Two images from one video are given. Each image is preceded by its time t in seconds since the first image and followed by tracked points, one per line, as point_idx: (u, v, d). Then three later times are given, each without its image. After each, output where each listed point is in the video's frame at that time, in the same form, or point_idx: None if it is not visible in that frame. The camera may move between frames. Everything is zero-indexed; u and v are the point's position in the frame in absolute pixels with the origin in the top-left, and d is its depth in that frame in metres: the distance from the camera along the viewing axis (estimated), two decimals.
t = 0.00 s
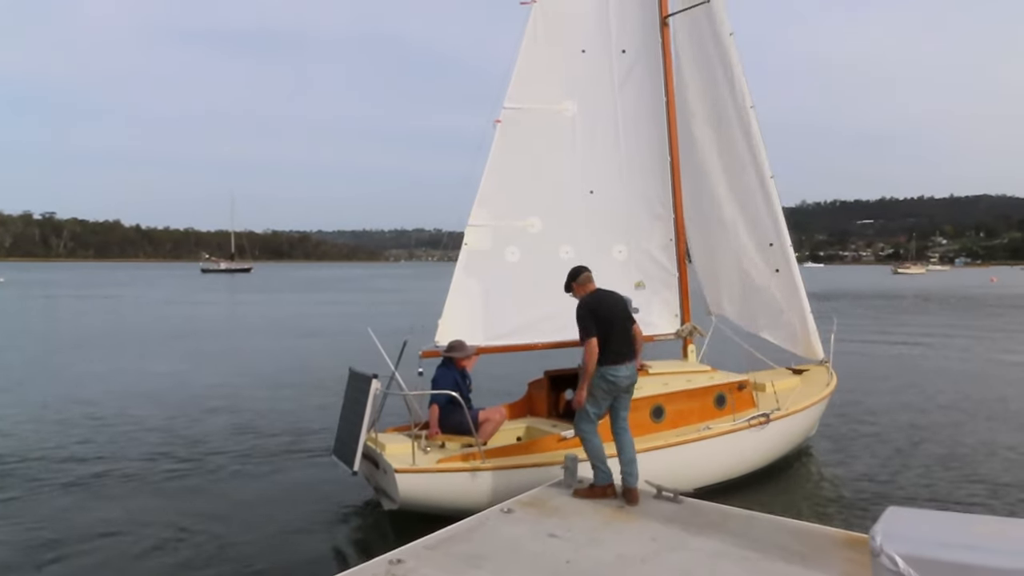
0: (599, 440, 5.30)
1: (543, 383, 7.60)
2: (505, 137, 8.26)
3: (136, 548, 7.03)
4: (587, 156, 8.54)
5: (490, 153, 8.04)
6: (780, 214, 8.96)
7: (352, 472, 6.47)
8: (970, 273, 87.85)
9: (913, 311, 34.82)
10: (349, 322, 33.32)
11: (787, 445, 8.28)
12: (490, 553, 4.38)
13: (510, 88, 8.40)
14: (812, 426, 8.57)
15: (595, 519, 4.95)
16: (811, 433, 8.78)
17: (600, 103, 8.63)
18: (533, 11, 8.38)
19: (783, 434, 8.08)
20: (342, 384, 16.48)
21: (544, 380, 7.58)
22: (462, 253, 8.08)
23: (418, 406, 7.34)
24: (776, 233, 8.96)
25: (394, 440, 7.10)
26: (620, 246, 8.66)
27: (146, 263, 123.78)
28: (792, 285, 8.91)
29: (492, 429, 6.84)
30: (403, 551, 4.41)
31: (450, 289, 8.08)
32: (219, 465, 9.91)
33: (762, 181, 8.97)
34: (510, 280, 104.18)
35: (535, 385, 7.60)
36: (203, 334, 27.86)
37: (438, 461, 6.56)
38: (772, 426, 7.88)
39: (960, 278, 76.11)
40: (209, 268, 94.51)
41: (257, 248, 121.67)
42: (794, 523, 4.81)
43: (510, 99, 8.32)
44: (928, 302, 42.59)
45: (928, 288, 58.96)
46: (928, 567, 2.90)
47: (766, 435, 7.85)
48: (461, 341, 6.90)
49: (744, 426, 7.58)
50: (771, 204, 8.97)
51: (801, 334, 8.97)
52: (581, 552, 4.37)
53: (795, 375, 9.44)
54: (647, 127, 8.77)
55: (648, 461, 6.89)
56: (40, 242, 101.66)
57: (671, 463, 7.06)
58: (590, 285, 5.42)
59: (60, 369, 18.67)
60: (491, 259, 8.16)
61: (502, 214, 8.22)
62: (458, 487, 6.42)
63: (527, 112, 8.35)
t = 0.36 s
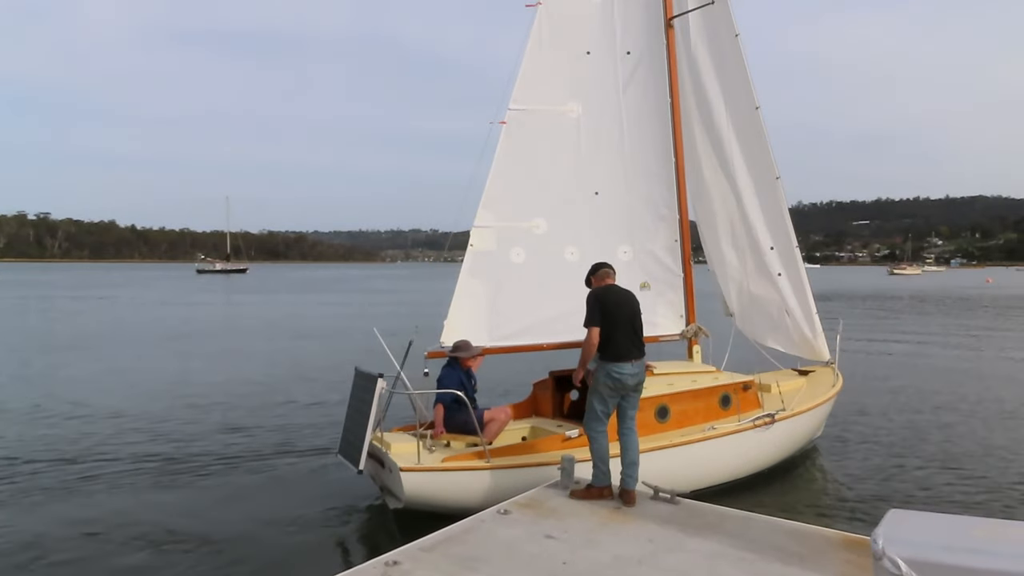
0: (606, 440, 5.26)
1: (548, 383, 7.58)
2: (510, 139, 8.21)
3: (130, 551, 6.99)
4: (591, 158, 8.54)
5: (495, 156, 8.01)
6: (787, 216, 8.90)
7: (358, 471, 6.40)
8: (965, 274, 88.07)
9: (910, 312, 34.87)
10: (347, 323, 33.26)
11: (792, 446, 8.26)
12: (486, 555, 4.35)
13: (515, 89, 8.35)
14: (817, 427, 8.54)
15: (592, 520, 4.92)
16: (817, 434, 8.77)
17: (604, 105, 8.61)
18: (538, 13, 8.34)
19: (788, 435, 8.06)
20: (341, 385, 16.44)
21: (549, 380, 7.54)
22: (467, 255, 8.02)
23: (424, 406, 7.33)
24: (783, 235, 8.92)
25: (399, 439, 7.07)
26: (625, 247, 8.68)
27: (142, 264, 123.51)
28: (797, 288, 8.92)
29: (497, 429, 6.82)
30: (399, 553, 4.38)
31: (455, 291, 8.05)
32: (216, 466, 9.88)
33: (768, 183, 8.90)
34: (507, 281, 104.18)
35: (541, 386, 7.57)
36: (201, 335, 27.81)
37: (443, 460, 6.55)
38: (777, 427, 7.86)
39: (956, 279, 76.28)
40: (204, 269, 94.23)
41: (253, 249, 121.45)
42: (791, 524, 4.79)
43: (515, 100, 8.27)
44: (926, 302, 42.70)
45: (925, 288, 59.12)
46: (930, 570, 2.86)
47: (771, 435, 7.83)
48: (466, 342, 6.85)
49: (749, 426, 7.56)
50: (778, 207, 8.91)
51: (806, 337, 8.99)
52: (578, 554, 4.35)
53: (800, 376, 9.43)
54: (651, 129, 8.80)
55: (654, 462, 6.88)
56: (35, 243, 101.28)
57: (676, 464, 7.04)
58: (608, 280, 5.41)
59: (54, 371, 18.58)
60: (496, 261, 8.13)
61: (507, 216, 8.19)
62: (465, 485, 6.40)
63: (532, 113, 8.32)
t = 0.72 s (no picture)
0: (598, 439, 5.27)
1: (552, 383, 7.58)
2: (515, 139, 8.20)
3: (125, 552, 6.96)
4: (597, 158, 8.54)
5: (501, 158, 8.00)
6: (792, 217, 8.99)
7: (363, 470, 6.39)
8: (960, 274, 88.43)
9: (905, 313, 34.97)
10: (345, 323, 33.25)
11: (796, 446, 8.27)
12: (482, 556, 4.34)
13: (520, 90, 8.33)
14: (821, 427, 8.55)
15: (588, 520, 4.92)
16: (821, 435, 8.78)
17: (610, 107, 8.64)
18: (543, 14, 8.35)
19: (793, 435, 8.07)
20: (340, 385, 16.43)
21: (554, 380, 7.53)
22: (473, 255, 8.00)
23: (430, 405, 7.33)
24: (787, 236, 8.99)
25: (404, 439, 7.11)
26: (629, 247, 8.70)
27: (137, 264, 123.17)
28: (802, 288, 8.93)
29: (502, 429, 6.88)
30: (395, 554, 4.37)
31: (461, 291, 8.04)
32: (213, 467, 9.86)
33: (773, 183, 8.98)
34: (504, 281, 104.24)
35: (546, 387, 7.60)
36: (199, 335, 27.79)
37: (449, 459, 6.55)
38: (782, 427, 7.87)
39: (950, 280, 76.60)
40: (199, 269, 93.93)
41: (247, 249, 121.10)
42: (787, 524, 4.79)
43: (521, 101, 8.26)
44: (922, 303, 42.89)
45: (921, 289, 59.36)
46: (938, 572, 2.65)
47: (776, 436, 7.84)
48: (471, 342, 6.79)
49: (754, 426, 7.57)
50: (783, 207, 8.98)
51: (813, 336, 8.97)
52: (573, 554, 4.34)
53: (805, 377, 9.43)
54: (656, 130, 8.83)
55: (660, 462, 6.88)
56: (28, 243, 100.81)
57: (681, 464, 7.04)
58: (614, 280, 5.37)
59: (49, 372, 18.48)
60: (502, 261, 8.12)
61: (512, 216, 8.18)
62: (473, 486, 6.41)
63: (537, 114, 8.30)
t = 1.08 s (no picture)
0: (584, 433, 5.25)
1: (556, 380, 7.61)
2: (518, 137, 8.32)
3: (118, 550, 6.94)
4: (599, 155, 8.61)
5: (504, 155, 8.10)
6: (795, 214, 9.02)
7: (368, 466, 6.40)
8: (951, 272, 88.96)
9: (898, 310, 35.15)
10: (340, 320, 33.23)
11: (799, 442, 8.32)
12: (476, 553, 4.34)
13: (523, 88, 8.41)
14: (824, 423, 8.61)
15: (582, 517, 4.93)
16: (822, 431, 8.83)
17: (614, 104, 8.70)
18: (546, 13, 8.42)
19: (795, 431, 8.12)
20: (337, 382, 16.42)
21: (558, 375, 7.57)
22: (476, 252, 8.15)
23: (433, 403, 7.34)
24: (789, 232, 9.01)
25: (407, 435, 7.13)
26: (632, 244, 8.73)
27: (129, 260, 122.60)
28: (804, 284, 8.95)
29: (504, 426, 6.78)
30: (389, 551, 4.37)
31: (464, 289, 8.20)
32: (208, 465, 9.83)
33: (776, 178, 9.00)
34: (498, 277, 104.30)
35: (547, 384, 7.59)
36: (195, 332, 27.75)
37: (453, 456, 6.58)
38: (784, 423, 7.93)
39: (940, 277, 77.07)
40: (191, 266, 93.48)
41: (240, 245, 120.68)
42: (782, 520, 4.81)
43: (524, 99, 8.35)
44: (914, 299, 43.16)
45: (911, 285, 59.69)
46: (938, 566, 2.64)
47: (778, 432, 7.90)
48: (472, 340, 6.70)
49: (756, 422, 7.62)
50: (784, 203, 9.00)
51: (816, 332, 9.01)
52: (568, 551, 4.36)
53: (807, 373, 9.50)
54: (658, 125, 8.85)
55: (663, 459, 6.94)
56: (18, 239, 100.09)
57: (684, 460, 7.10)
58: (603, 277, 5.36)
59: (41, 369, 18.38)
60: (504, 258, 8.24)
61: (514, 214, 8.31)
62: (478, 483, 6.44)
63: (540, 112, 8.39)
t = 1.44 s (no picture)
0: (577, 433, 5.24)
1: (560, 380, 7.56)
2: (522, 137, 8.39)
3: (114, 553, 6.92)
4: (603, 155, 8.67)
5: (508, 155, 8.19)
6: (797, 213, 9.01)
7: (373, 466, 6.41)
8: (944, 271, 89.36)
9: (892, 309, 35.30)
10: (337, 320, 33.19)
11: (802, 442, 8.35)
12: (472, 554, 4.33)
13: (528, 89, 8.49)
14: (827, 424, 8.63)
15: (578, 517, 4.94)
16: (826, 431, 8.86)
17: (618, 105, 8.73)
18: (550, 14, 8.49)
19: (798, 431, 8.14)
20: (335, 383, 16.39)
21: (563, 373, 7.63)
22: (479, 254, 8.19)
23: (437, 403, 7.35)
24: (791, 232, 8.96)
25: (412, 436, 7.15)
26: (636, 244, 8.73)
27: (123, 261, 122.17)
28: (807, 285, 8.97)
29: (509, 426, 6.77)
30: (385, 552, 4.37)
31: (467, 289, 8.27)
32: (204, 467, 9.81)
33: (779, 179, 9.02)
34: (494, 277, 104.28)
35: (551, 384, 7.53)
36: (190, 333, 27.68)
37: (458, 456, 6.60)
38: (788, 423, 7.96)
39: (933, 277, 77.40)
40: (185, 266, 93.13)
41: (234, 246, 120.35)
42: (777, 520, 4.82)
43: (528, 100, 8.44)
44: (909, 299, 43.35)
45: (905, 285, 59.90)
46: (937, 568, 2.65)
47: (782, 432, 7.93)
48: (475, 341, 6.75)
49: (760, 422, 7.65)
50: (787, 203, 8.99)
51: (818, 333, 9.06)
52: (563, 551, 4.36)
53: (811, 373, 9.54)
54: (662, 125, 8.86)
55: (668, 459, 6.96)
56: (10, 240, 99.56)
57: (688, 460, 7.12)
58: (587, 276, 5.37)
59: (36, 371, 18.29)
60: (508, 258, 8.31)
61: (520, 214, 8.37)
62: (485, 484, 6.47)
63: (544, 113, 8.49)
